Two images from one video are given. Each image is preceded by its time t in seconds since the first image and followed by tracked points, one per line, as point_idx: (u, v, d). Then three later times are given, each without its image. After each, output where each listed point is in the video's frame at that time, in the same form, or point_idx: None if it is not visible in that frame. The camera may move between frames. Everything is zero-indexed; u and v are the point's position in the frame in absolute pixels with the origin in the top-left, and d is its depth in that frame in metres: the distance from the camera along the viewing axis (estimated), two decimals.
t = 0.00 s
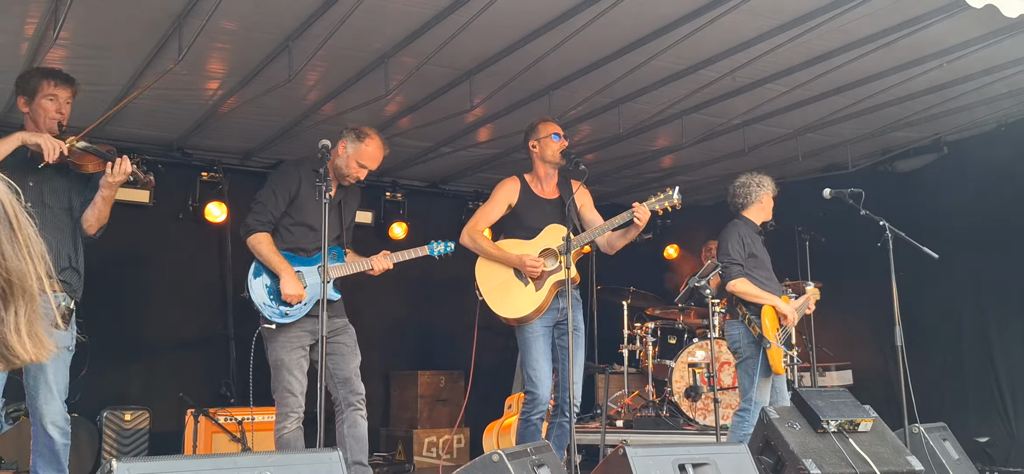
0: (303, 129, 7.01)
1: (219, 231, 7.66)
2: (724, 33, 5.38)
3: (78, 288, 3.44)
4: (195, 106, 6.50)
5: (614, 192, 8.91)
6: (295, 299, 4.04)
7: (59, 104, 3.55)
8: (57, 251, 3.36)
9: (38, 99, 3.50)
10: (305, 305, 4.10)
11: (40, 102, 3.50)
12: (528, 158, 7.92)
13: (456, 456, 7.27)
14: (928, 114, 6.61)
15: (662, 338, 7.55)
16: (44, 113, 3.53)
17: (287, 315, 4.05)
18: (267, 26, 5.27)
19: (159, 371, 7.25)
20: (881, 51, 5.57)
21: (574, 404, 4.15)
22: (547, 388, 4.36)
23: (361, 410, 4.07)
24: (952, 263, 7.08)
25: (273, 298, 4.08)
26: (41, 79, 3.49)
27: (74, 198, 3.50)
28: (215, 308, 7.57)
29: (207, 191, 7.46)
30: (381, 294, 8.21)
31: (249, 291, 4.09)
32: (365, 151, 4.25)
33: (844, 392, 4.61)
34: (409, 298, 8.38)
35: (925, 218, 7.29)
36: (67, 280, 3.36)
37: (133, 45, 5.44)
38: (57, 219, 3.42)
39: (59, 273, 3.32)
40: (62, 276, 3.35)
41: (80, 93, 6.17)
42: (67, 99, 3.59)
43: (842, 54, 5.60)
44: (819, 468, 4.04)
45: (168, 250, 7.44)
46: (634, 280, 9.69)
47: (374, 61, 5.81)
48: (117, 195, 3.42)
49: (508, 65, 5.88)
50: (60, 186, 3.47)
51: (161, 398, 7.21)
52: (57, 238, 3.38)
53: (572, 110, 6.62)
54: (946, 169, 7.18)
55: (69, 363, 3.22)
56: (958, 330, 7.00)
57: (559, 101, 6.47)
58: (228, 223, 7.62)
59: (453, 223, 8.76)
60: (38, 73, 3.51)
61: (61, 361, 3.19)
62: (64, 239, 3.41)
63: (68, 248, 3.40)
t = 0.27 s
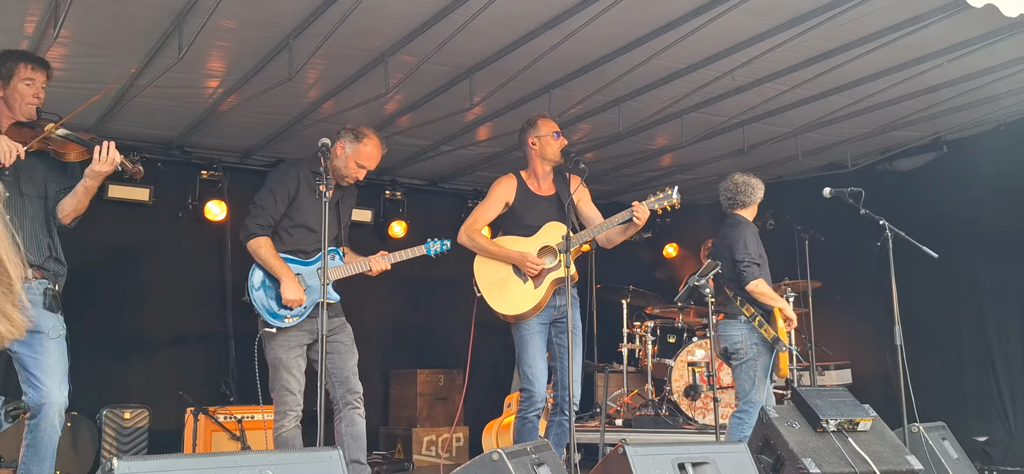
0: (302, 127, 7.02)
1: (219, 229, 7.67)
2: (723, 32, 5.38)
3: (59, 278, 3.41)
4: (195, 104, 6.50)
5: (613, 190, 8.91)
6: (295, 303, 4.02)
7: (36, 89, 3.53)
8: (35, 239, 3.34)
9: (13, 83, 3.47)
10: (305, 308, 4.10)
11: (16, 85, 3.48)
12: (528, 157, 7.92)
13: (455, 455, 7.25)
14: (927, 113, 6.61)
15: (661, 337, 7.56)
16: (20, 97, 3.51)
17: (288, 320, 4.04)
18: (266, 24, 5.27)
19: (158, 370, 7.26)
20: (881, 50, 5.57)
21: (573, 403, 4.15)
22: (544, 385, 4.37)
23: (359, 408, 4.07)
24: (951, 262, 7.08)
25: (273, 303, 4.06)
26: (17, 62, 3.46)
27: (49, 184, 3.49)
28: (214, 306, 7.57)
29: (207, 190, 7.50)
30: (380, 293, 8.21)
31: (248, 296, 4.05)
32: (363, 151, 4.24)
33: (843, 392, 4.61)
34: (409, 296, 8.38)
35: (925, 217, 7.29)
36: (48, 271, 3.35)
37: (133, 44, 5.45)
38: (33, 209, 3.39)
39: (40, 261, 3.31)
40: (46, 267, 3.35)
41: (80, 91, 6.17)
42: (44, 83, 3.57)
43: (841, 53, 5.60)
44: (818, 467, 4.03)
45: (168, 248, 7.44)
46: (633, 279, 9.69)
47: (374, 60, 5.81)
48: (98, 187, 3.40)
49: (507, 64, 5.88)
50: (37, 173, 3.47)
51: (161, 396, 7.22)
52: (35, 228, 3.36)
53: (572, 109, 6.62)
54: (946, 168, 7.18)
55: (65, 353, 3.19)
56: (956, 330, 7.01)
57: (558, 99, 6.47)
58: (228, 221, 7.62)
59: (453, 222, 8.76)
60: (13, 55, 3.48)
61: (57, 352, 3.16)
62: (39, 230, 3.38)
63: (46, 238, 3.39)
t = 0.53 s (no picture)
0: (301, 126, 7.00)
1: (217, 228, 7.65)
2: (723, 31, 5.35)
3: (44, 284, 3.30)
4: (193, 102, 6.48)
5: (613, 189, 8.89)
6: (293, 300, 3.99)
7: (29, 96, 3.49)
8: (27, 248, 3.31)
9: (6, 90, 3.43)
10: (304, 305, 4.07)
11: (10, 93, 3.44)
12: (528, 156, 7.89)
13: (452, 454, 7.34)
14: (928, 112, 6.59)
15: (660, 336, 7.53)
16: (13, 104, 3.47)
17: (286, 317, 4.02)
18: (265, 22, 5.25)
19: (156, 368, 7.24)
20: (882, 49, 5.54)
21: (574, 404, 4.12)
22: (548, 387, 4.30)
23: (360, 408, 4.04)
24: (953, 262, 7.05)
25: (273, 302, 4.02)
26: (10, 68, 3.42)
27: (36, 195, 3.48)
28: (213, 305, 7.56)
29: (206, 188, 7.45)
30: (379, 292, 8.19)
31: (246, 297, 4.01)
32: (359, 147, 4.22)
33: (844, 391, 4.58)
34: (408, 295, 8.37)
35: (926, 217, 7.27)
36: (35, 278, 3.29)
37: (131, 42, 5.43)
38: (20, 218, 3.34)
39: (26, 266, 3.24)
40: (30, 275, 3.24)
41: (78, 89, 6.15)
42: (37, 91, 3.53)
43: (842, 51, 5.57)
44: (819, 467, 4.01)
45: (166, 247, 7.42)
46: (633, 279, 9.67)
47: (373, 58, 5.79)
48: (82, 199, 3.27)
49: (506, 62, 5.86)
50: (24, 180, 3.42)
51: (159, 395, 7.20)
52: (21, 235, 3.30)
53: (571, 107, 6.60)
54: (947, 167, 7.15)
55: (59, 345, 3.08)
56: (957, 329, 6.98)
57: (558, 98, 6.45)
58: (226, 220, 7.60)
59: (452, 221, 8.74)
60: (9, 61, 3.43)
61: (50, 343, 3.05)
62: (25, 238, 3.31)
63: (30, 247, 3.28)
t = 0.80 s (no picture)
0: (299, 122, 6.95)
1: (215, 226, 7.60)
2: (725, 27, 5.30)
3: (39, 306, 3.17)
4: (190, 99, 6.43)
5: (613, 187, 8.84)
6: (293, 296, 4.00)
7: (38, 129, 3.34)
8: None
9: (15, 118, 3.28)
10: (305, 301, 4.05)
11: (18, 123, 3.29)
12: (527, 153, 7.84)
13: (452, 454, 7.27)
14: (932, 108, 6.53)
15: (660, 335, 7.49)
16: (19, 132, 3.31)
17: (287, 314, 3.99)
18: (263, 18, 5.20)
19: (154, 367, 7.20)
20: (885, 45, 5.49)
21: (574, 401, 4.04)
22: (550, 386, 4.25)
23: (357, 410, 3.97)
24: (956, 259, 6.99)
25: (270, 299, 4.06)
26: (21, 99, 3.28)
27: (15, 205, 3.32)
28: (210, 304, 7.51)
29: (202, 185, 7.42)
30: (378, 290, 8.15)
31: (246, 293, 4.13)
32: (347, 135, 4.13)
33: (847, 390, 4.53)
34: (407, 294, 8.32)
35: (928, 215, 7.22)
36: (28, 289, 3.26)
37: (127, 38, 5.38)
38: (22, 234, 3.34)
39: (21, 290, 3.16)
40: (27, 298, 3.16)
41: (75, 86, 6.10)
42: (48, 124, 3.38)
43: (845, 47, 5.52)
44: (820, 467, 3.96)
45: (164, 245, 7.38)
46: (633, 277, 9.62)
47: (371, 54, 5.74)
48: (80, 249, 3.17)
49: (506, 58, 5.81)
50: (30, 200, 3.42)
51: (156, 394, 7.16)
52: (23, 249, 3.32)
53: (571, 104, 6.55)
54: (950, 164, 7.10)
55: (53, 349, 3.00)
56: (960, 327, 6.93)
57: (558, 94, 6.40)
58: (224, 217, 7.56)
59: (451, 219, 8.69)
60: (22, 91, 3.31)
61: (44, 347, 2.97)
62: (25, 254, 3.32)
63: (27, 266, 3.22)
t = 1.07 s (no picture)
0: (299, 122, 6.98)
1: (215, 225, 7.63)
2: (723, 27, 5.33)
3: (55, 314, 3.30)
4: (191, 99, 6.46)
5: (612, 186, 8.86)
6: (287, 295, 4.00)
7: (76, 178, 3.37)
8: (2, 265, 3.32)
9: (54, 167, 3.29)
10: (298, 301, 4.06)
11: (58, 174, 3.32)
12: (526, 153, 7.87)
13: (452, 451, 7.31)
14: (929, 108, 6.56)
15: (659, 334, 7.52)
16: (57, 178, 3.34)
17: (283, 312, 4.01)
18: (263, 18, 5.22)
19: (154, 366, 7.23)
20: (882, 45, 5.52)
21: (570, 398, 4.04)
22: (543, 382, 4.27)
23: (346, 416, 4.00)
24: (954, 259, 7.02)
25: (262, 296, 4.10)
26: (66, 155, 3.24)
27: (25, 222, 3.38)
28: (210, 303, 7.53)
29: (202, 184, 7.47)
30: (377, 289, 8.17)
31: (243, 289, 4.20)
32: (347, 131, 4.16)
33: (845, 389, 4.54)
34: (406, 293, 8.34)
35: (926, 215, 7.25)
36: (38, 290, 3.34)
37: (129, 39, 5.41)
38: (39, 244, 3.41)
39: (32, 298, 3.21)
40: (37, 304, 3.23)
41: (76, 85, 6.13)
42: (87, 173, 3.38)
43: (842, 48, 5.55)
44: (818, 466, 3.97)
45: (164, 244, 7.41)
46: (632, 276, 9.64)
47: (371, 54, 5.77)
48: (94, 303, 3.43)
49: (505, 58, 5.84)
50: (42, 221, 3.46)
51: (156, 392, 7.19)
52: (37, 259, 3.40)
53: (570, 104, 6.58)
54: (947, 163, 7.13)
55: (62, 357, 3.20)
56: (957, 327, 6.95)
57: (557, 94, 6.43)
58: (224, 217, 7.58)
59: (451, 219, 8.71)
60: (62, 136, 3.24)
61: (53, 355, 3.17)
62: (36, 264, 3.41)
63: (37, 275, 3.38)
